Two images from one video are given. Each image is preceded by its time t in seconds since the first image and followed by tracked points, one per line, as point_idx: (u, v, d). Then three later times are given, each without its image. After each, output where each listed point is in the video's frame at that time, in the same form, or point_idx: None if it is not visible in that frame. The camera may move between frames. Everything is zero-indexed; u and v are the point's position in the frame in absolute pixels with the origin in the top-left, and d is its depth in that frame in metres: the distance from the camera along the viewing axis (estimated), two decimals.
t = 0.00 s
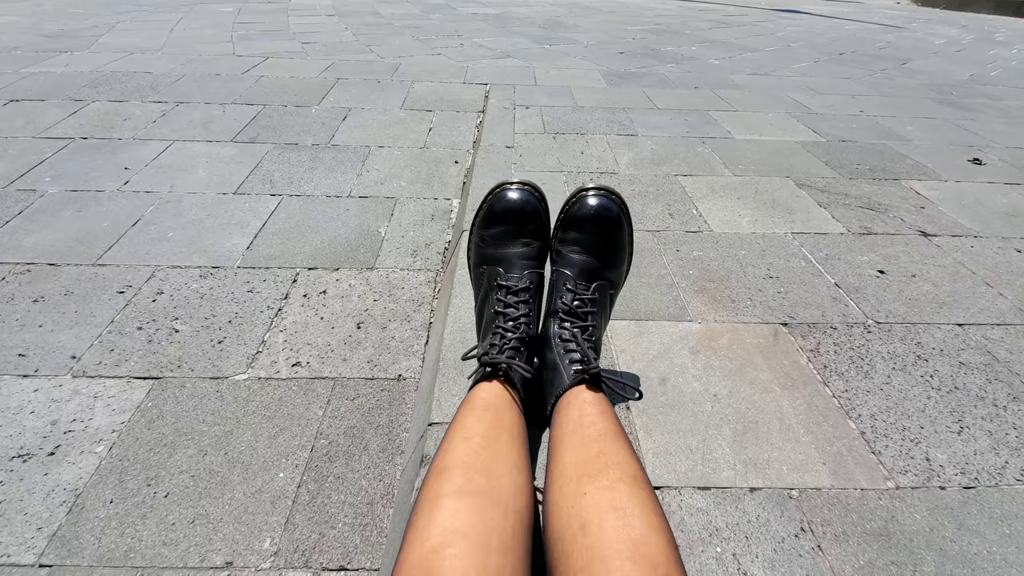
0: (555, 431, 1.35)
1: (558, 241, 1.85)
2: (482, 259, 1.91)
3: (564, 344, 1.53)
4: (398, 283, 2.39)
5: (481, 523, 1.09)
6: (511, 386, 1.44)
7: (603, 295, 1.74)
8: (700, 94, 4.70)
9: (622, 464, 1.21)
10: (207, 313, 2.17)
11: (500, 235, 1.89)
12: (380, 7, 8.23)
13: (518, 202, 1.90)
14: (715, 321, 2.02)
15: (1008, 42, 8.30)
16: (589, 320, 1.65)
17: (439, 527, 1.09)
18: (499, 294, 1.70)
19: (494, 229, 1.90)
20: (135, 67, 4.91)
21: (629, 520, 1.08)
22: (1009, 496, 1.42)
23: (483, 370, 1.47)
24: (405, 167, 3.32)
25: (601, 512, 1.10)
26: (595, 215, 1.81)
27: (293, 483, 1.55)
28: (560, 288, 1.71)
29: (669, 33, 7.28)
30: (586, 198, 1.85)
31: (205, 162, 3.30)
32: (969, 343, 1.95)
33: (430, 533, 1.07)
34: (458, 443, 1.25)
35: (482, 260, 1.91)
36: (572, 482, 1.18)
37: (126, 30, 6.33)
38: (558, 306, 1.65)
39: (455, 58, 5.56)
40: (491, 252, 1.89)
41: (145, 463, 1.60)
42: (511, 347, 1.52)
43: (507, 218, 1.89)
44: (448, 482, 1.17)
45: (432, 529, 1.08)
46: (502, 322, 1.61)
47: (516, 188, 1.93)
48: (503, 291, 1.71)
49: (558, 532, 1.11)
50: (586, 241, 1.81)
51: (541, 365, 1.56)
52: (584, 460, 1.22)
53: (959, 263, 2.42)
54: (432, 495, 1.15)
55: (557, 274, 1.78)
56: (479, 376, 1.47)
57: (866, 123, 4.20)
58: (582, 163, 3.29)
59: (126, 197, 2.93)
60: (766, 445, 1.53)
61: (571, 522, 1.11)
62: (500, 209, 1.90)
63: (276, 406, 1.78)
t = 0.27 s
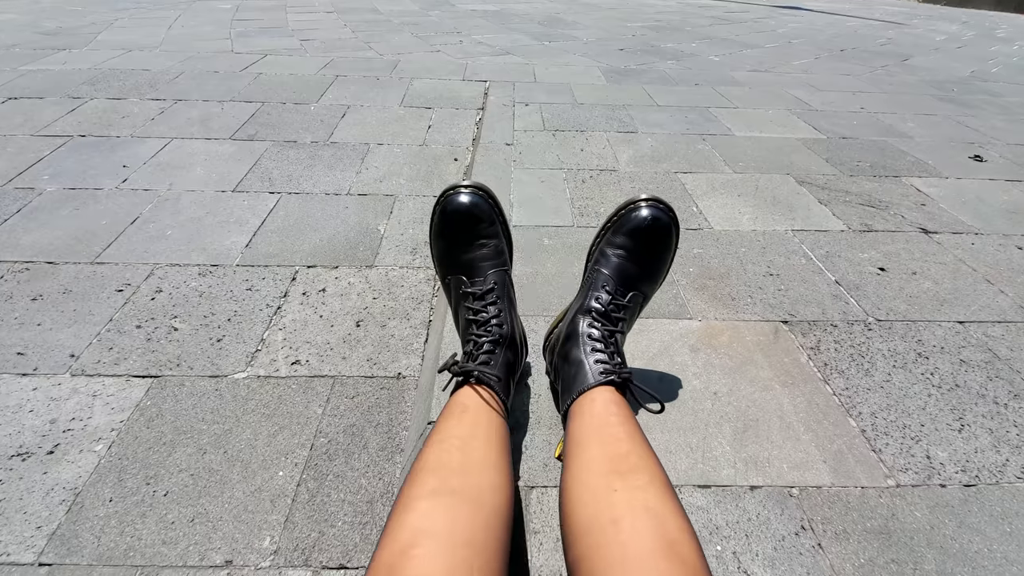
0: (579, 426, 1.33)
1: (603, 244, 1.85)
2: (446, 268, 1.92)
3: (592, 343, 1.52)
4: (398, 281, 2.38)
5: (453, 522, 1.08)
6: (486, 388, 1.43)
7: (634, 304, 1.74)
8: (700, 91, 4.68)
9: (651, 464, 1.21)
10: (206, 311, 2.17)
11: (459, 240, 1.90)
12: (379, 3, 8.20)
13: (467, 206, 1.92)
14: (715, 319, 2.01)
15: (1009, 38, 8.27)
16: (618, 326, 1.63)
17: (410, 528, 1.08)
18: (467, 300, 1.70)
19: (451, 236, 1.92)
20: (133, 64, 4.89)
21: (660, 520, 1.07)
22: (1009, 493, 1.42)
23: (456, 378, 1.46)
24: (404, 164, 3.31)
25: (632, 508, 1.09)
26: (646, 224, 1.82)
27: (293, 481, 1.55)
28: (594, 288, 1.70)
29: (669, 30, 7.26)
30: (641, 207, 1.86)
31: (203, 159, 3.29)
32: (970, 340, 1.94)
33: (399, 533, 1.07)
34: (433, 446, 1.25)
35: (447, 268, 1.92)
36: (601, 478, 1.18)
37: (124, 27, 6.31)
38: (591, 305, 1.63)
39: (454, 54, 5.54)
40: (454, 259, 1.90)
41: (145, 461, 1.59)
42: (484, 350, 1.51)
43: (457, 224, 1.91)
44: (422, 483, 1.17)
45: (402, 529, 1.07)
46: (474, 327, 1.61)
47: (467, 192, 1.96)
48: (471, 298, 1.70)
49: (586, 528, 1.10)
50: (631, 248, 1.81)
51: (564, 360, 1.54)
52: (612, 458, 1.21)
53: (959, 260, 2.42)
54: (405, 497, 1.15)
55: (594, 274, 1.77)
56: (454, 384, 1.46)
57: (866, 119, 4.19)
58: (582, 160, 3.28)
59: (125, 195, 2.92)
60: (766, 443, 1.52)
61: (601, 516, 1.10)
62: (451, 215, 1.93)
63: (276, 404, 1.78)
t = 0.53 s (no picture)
0: (565, 423, 1.34)
1: (565, 237, 1.85)
2: (481, 255, 1.91)
3: (573, 341, 1.53)
4: (399, 278, 2.38)
5: (481, 520, 1.08)
6: (509, 382, 1.43)
7: (609, 291, 1.76)
8: (701, 88, 4.67)
9: (633, 459, 1.20)
10: (207, 308, 2.17)
11: (498, 229, 1.89)
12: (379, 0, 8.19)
13: (516, 197, 1.91)
14: (717, 316, 2.01)
15: (1011, 35, 8.24)
16: (597, 317, 1.65)
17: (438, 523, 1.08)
18: (497, 290, 1.70)
19: (492, 224, 1.90)
20: (133, 62, 4.88)
21: (640, 516, 1.07)
22: (1012, 491, 1.42)
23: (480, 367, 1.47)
24: (405, 162, 3.30)
25: (610, 507, 1.09)
26: (603, 211, 1.81)
27: (295, 479, 1.55)
28: (567, 284, 1.71)
29: (671, 26, 7.24)
30: (595, 194, 1.84)
31: (204, 157, 3.28)
32: (972, 338, 1.94)
33: (428, 529, 1.07)
34: (455, 439, 1.24)
35: (481, 256, 1.91)
36: (582, 476, 1.18)
37: (123, 24, 6.29)
38: (566, 302, 1.65)
39: (455, 52, 5.53)
40: (488, 248, 1.90)
41: (147, 459, 1.59)
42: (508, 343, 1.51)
43: (506, 214, 1.90)
44: (447, 479, 1.17)
45: (431, 525, 1.07)
46: (499, 317, 1.61)
47: (516, 183, 1.94)
48: (501, 288, 1.70)
49: (567, 526, 1.11)
50: (592, 238, 1.81)
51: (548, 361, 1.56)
52: (594, 455, 1.21)
53: (962, 258, 2.41)
54: (431, 491, 1.14)
55: (565, 269, 1.77)
56: (478, 372, 1.46)
57: (868, 116, 4.18)
58: (583, 158, 3.28)
59: (125, 193, 2.91)
60: (768, 440, 1.52)
61: (580, 516, 1.10)
62: (498, 204, 1.91)
63: (277, 402, 1.78)
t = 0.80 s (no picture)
0: (557, 420, 1.34)
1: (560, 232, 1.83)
2: (483, 250, 1.90)
3: (567, 336, 1.53)
4: (399, 275, 2.37)
5: (489, 517, 1.08)
6: (513, 378, 1.43)
7: (605, 287, 1.74)
8: (702, 84, 4.66)
9: (624, 454, 1.20)
10: (207, 305, 2.16)
11: (500, 225, 1.88)
12: None
13: (518, 192, 1.89)
14: (717, 312, 2.00)
15: (1013, 31, 8.22)
16: (591, 313, 1.64)
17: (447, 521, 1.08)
18: (500, 286, 1.69)
19: (494, 220, 1.89)
20: (132, 58, 4.87)
21: (630, 512, 1.07)
22: (1013, 486, 1.42)
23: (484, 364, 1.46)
24: (405, 158, 3.30)
25: (599, 503, 1.09)
26: (598, 206, 1.79)
27: (295, 474, 1.55)
28: (560, 281, 1.70)
29: (671, 22, 7.22)
30: (590, 188, 1.82)
31: (203, 153, 3.28)
32: (973, 333, 1.93)
33: (437, 527, 1.06)
34: (460, 437, 1.24)
35: (483, 251, 1.90)
36: (573, 474, 1.18)
37: (122, 20, 6.28)
38: (560, 298, 1.64)
39: (455, 47, 5.51)
40: (490, 243, 1.88)
41: (147, 455, 1.59)
42: (512, 339, 1.51)
43: (507, 210, 1.88)
44: (454, 477, 1.16)
45: (440, 523, 1.07)
46: (502, 313, 1.60)
47: (517, 178, 1.92)
48: (504, 283, 1.69)
49: (559, 524, 1.11)
50: (587, 233, 1.79)
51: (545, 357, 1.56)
52: (584, 453, 1.21)
53: (963, 253, 2.41)
54: (438, 490, 1.14)
55: (558, 265, 1.76)
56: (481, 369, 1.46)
57: (869, 112, 4.17)
58: (583, 153, 3.27)
59: (125, 189, 2.91)
60: (769, 436, 1.52)
61: (570, 514, 1.10)
62: (499, 199, 1.89)
63: (278, 398, 1.78)
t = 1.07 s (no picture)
0: (559, 419, 1.35)
1: (562, 233, 1.83)
2: (484, 251, 1.91)
3: (570, 336, 1.53)
4: (400, 274, 2.38)
5: (491, 516, 1.09)
6: (513, 378, 1.44)
7: (606, 287, 1.74)
8: (702, 83, 4.66)
9: (626, 452, 1.21)
10: (209, 304, 2.17)
11: (501, 226, 1.88)
12: None
13: (518, 193, 1.89)
14: (717, 311, 2.01)
15: (1014, 29, 8.21)
16: (593, 314, 1.65)
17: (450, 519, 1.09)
18: (500, 286, 1.69)
19: (495, 220, 1.89)
20: (132, 57, 4.87)
21: (633, 509, 1.08)
22: (1011, 484, 1.43)
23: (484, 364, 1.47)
24: (406, 157, 3.30)
25: (602, 501, 1.10)
26: (600, 207, 1.78)
27: (297, 473, 1.56)
28: (562, 282, 1.70)
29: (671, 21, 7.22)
30: (593, 187, 1.81)
31: (204, 153, 3.28)
32: (972, 333, 1.94)
33: (439, 526, 1.07)
34: (461, 436, 1.25)
35: (484, 252, 1.91)
36: (575, 472, 1.19)
37: (122, 19, 6.28)
38: (562, 298, 1.65)
39: (455, 47, 5.51)
40: (492, 244, 1.89)
41: (150, 454, 1.60)
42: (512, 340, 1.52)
43: (507, 210, 1.88)
44: (455, 476, 1.17)
45: (443, 521, 1.08)
46: (502, 313, 1.60)
47: (517, 178, 1.93)
48: (504, 284, 1.70)
49: (561, 521, 1.12)
50: (588, 234, 1.79)
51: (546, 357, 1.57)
52: (586, 451, 1.22)
53: (962, 253, 2.41)
54: (440, 488, 1.15)
55: (561, 266, 1.77)
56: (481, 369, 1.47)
57: (869, 111, 4.17)
58: (584, 153, 3.28)
59: (126, 189, 2.92)
60: (769, 435, 1.53)
61: (572, 511, 1.11)
62: (500, 200, 1.89)
63: (280, 397, 1.79)
